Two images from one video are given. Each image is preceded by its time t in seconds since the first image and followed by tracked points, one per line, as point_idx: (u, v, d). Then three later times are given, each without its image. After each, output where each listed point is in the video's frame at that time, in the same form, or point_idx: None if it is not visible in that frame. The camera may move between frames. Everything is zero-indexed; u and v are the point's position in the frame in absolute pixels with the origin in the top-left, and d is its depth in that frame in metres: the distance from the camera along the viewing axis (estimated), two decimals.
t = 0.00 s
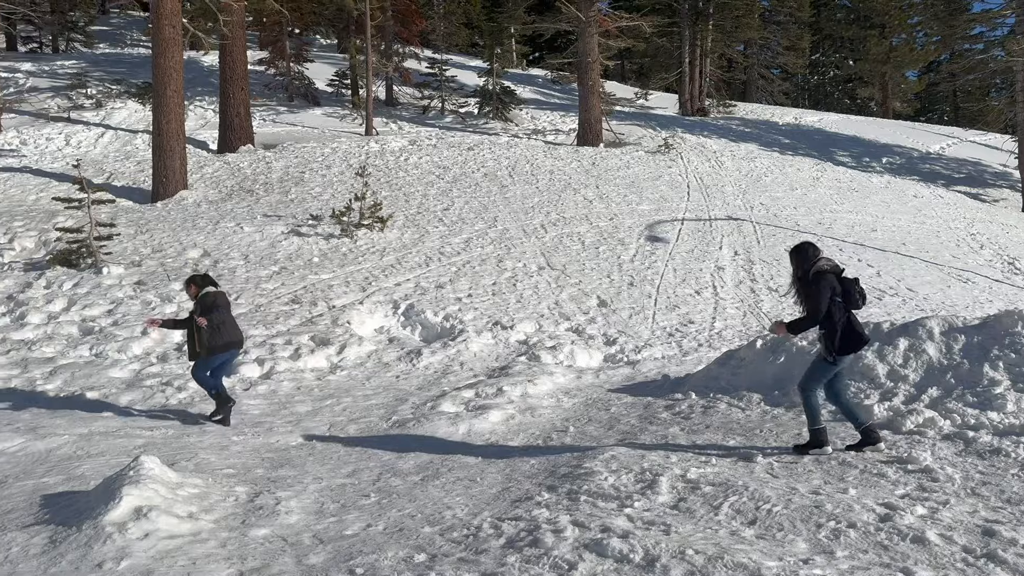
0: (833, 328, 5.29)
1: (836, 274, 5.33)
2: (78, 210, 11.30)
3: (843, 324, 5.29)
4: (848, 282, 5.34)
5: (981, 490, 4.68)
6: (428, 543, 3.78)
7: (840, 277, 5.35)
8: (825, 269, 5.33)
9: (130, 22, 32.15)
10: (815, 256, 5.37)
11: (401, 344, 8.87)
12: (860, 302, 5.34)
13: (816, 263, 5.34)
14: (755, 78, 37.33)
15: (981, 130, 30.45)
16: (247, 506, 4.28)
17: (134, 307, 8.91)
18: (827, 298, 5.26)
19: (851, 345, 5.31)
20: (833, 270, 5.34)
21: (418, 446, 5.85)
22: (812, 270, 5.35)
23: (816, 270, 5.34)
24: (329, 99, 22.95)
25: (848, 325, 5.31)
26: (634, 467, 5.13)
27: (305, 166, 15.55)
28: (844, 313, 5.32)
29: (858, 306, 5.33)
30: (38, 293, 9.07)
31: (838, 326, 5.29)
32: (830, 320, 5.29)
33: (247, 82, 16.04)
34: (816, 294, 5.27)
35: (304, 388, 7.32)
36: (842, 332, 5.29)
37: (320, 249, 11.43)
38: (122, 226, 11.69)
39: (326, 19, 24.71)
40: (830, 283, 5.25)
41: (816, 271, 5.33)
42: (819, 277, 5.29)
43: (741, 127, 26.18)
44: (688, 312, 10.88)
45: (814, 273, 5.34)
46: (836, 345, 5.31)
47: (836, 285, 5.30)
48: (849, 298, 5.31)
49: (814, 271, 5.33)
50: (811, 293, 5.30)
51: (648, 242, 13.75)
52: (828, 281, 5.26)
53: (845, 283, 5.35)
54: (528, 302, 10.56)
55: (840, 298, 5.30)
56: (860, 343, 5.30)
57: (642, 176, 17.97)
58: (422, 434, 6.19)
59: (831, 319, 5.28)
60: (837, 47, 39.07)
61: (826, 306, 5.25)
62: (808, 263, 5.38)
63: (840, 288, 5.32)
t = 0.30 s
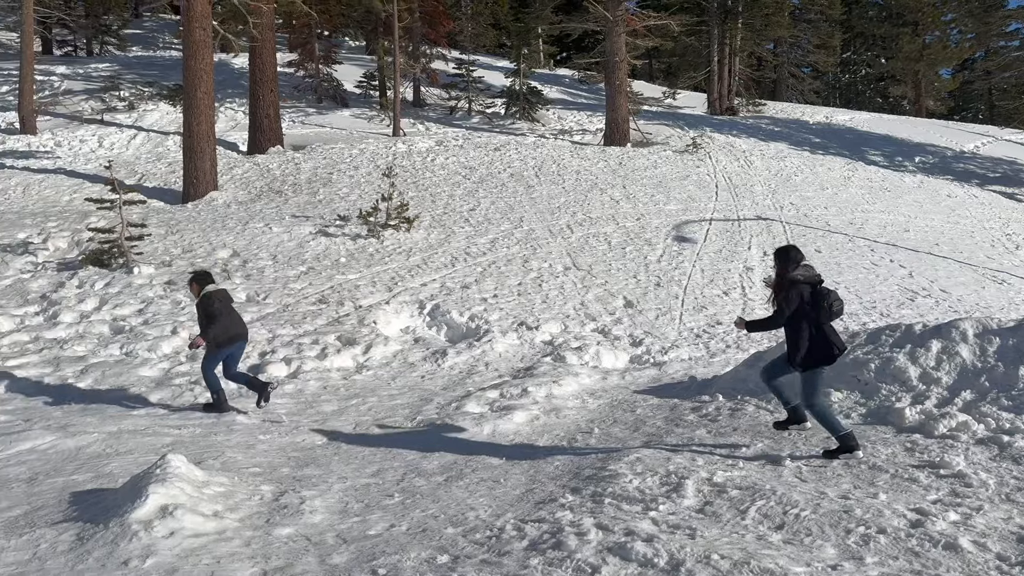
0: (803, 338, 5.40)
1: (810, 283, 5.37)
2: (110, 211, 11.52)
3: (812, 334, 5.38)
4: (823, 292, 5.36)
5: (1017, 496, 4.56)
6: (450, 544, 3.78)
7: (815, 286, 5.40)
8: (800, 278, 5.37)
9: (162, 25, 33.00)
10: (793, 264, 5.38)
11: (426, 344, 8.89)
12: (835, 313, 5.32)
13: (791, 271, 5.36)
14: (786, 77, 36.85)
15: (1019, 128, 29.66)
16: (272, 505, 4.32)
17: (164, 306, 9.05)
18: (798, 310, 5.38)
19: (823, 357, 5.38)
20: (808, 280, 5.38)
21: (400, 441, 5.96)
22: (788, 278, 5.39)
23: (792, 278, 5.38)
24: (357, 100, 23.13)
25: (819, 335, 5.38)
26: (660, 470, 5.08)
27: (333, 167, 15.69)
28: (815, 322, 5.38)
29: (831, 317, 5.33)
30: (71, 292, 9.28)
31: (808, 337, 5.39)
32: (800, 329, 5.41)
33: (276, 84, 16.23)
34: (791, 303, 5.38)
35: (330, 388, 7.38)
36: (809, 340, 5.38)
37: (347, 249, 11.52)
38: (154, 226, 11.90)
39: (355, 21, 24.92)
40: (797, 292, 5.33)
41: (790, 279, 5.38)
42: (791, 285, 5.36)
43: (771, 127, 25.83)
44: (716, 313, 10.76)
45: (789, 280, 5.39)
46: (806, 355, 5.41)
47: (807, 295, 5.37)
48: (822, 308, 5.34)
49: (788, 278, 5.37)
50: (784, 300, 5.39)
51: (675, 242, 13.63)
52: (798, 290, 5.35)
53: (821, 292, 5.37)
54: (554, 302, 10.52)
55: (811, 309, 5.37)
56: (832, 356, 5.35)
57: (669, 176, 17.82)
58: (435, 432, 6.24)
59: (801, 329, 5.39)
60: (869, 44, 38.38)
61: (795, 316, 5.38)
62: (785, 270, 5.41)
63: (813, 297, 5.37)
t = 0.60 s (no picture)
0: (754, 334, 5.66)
1: (772, 285, 5.62)
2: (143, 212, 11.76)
3: (764, 333, 5.64)
4: (783, 294, 5.61)
5: None
6: (474, 545, 3.78)
7: (776, 288, 5.66)
8: (764, 278, 5.63)
9: (195, 28, 33.48)
10: (760, 262, 5.67)
11: (452, 344, 8.91)
12: (791, 317, 5.55)
13: (755, 270, 5.65)
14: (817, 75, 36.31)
15: None
16: (298, 503, 4.36)
17: (195, 306, 9.20)
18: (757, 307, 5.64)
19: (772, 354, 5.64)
20: (770, 281, 5.63)
21: (384, 433, 6.15)
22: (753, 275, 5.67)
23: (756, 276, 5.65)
24: (386, 101, 23.30)
25: (771, 335, 5.63)
26: (686, 473, 5.04)
27: (361, 168, 15.81)
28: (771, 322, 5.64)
29: (786, 319, 5.57)
30: (105, 292, 9.48)
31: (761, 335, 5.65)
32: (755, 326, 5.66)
33: (306, 85, 16.41)
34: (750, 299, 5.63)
35: (357, 387, 7.44)
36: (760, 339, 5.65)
37: (375, 249, 11.60)
38: (186, 227, 12.11)
39: (384, 23, 25.11)
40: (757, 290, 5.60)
41: (754, 277, 5.65)
42: (754, 282, 5.63)
43: (802, 125, 25.42)
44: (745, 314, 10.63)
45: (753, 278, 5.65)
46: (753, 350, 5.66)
47: (767, 295, 5.63)
48: (780, 310, 5.60)
49: (751, 275, 5.64)
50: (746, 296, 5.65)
51: (704, 242, 13.48)
52: (759, 288, 5.62)
53: (781, 295, 5.63)
54: (580, 302, 10.48)
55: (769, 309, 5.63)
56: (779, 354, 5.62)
57: (698, 175, 17.64)
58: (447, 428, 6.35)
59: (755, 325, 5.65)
60: (902, 41, 37.66)
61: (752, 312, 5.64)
62: (751, 268, 5.69)
63: (773, 298, 5.63)
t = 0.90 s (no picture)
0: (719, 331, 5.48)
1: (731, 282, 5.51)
2: (173, 211, 11.94)
3: (727, 329, 5.50)
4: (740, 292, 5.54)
5: None
6: (499, 544, 3.77)
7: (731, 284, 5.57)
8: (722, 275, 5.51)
9: (224, 29, 33.94)
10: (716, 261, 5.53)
11: (478, 343, 8.91)
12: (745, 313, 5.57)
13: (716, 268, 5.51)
14: (846, 71, 35.79)
15: None
16: (325, 500, 4.39)
17: (224, 304, 9.32)
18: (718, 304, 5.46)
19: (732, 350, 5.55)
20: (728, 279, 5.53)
21: (397, 433, 6.11)
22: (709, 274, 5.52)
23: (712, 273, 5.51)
24: (412, 101, 23.40)
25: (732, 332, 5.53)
26: (713, 473, 4.98)
27: (387, 167, 15.90)
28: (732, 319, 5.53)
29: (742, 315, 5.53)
30: (136, 290, 9.64)
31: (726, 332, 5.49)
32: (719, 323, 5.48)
33: (333, 85, 16.54)
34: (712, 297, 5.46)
35: (384, 385, 7.49)
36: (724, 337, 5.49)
37: (401, 247, 11.67)
38: (215, 226, 12.28)
39: (410, 23, 25.22)
40: (723, 287, 5.45)
41: (710, 276, 5.51)
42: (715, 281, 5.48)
43: (832, 122, 25.02)
44: (774, 313, 10.49)
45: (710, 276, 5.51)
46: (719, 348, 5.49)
47: (728, 293, 5.49)
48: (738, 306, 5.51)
49: (710, 273, 5.49)
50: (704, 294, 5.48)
51: (731, 241, 13.33)
52: (722, 287, 5.47)
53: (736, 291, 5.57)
54: (605, 301, 10.42)
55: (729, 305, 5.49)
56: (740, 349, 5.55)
57: (726, 173, 17.45)
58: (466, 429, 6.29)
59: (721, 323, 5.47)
60: (933, 38, 36.97)
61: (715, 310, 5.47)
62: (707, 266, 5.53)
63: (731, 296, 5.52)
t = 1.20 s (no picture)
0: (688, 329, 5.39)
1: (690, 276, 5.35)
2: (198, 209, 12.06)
3: (697, 326, 5.36)
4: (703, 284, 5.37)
5: None
6: (523, 543, 3.73)
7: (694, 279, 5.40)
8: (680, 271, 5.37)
9: (247, 28, 34.26)
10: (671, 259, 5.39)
11: (499, 340, 8.88)
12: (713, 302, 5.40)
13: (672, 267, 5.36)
14: (873, 67, 35.23)
15: None
16: (348, 497, 4.38)
17: (248, 301, 9.39)
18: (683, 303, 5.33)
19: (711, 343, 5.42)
20: (687, 273, 5.37)
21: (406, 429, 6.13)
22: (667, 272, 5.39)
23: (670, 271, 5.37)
24: (434, 99, 23.42)
25: (703, 326, 5.39)
26: (740, 473, 4.91)
27: (409, 165, 15.93)
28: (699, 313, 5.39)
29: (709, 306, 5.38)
30: (161, 288, 9.75)
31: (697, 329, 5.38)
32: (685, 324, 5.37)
33: (356, 84, 16.60)
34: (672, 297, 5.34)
35: (406, 382, 7.49)
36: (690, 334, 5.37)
37: (423, 245, 11.67)
38: (239, 224, 12.38)
39: (432, 21, 25.26)
40: (680, 284, 5.32)
41: (668, 273, 5.38)
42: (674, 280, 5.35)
43: (858, 118, 24.62)
44: (799, 312, 10.33)
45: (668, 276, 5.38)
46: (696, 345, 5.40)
47: (689, 288, 5.35)
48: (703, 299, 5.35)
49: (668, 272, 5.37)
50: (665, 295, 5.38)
51: (756, 238, 13.16)
52: (680, 285, 5.32)
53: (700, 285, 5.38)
54: (628, 299, 10.34)
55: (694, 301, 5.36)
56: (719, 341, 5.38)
57: (750, 170, 17.24)
58: (484, 434, 6.07)
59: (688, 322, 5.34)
60: (958, 33, 36.13)
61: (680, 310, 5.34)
62: (663, 266, 5.41)
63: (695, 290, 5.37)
